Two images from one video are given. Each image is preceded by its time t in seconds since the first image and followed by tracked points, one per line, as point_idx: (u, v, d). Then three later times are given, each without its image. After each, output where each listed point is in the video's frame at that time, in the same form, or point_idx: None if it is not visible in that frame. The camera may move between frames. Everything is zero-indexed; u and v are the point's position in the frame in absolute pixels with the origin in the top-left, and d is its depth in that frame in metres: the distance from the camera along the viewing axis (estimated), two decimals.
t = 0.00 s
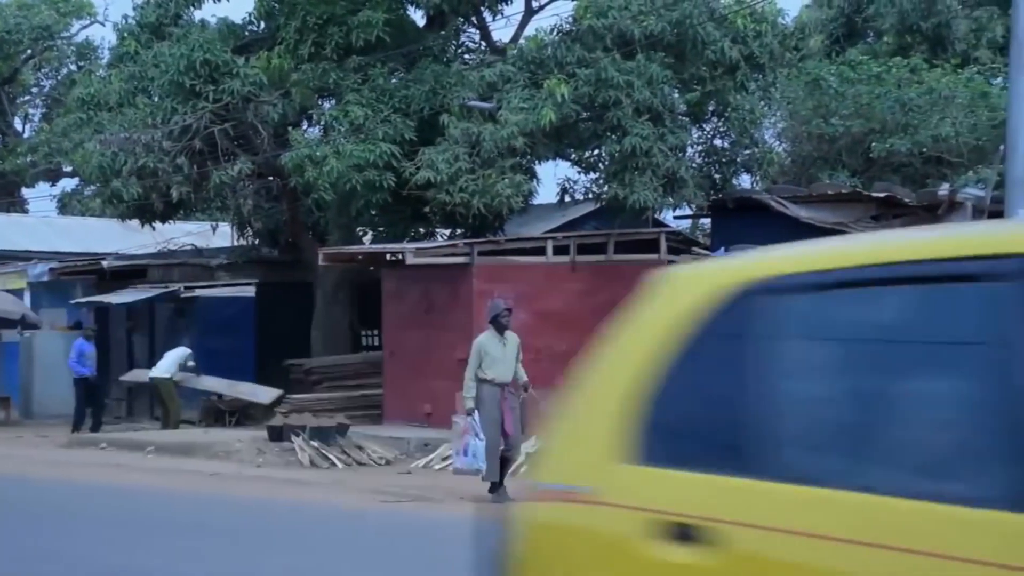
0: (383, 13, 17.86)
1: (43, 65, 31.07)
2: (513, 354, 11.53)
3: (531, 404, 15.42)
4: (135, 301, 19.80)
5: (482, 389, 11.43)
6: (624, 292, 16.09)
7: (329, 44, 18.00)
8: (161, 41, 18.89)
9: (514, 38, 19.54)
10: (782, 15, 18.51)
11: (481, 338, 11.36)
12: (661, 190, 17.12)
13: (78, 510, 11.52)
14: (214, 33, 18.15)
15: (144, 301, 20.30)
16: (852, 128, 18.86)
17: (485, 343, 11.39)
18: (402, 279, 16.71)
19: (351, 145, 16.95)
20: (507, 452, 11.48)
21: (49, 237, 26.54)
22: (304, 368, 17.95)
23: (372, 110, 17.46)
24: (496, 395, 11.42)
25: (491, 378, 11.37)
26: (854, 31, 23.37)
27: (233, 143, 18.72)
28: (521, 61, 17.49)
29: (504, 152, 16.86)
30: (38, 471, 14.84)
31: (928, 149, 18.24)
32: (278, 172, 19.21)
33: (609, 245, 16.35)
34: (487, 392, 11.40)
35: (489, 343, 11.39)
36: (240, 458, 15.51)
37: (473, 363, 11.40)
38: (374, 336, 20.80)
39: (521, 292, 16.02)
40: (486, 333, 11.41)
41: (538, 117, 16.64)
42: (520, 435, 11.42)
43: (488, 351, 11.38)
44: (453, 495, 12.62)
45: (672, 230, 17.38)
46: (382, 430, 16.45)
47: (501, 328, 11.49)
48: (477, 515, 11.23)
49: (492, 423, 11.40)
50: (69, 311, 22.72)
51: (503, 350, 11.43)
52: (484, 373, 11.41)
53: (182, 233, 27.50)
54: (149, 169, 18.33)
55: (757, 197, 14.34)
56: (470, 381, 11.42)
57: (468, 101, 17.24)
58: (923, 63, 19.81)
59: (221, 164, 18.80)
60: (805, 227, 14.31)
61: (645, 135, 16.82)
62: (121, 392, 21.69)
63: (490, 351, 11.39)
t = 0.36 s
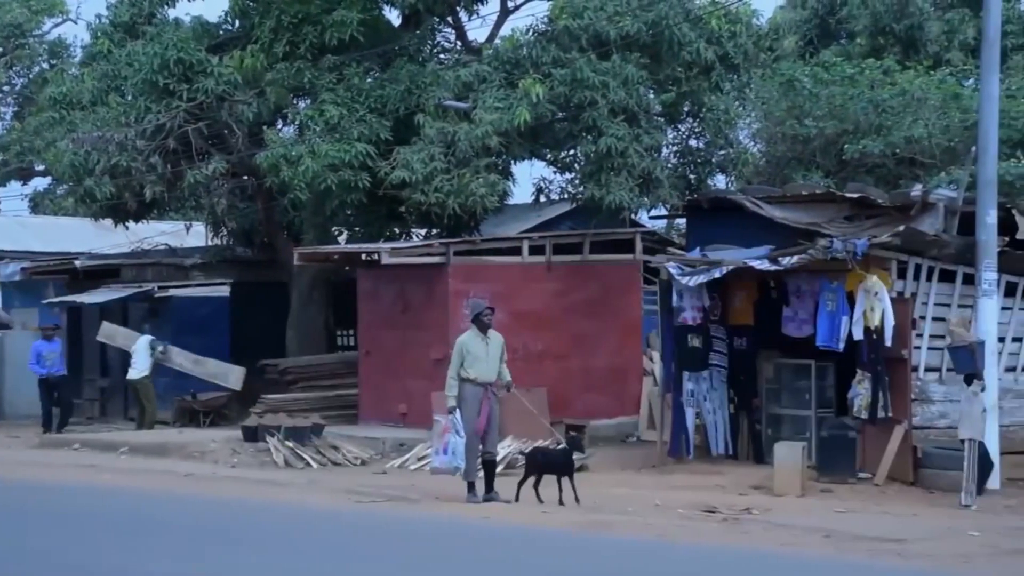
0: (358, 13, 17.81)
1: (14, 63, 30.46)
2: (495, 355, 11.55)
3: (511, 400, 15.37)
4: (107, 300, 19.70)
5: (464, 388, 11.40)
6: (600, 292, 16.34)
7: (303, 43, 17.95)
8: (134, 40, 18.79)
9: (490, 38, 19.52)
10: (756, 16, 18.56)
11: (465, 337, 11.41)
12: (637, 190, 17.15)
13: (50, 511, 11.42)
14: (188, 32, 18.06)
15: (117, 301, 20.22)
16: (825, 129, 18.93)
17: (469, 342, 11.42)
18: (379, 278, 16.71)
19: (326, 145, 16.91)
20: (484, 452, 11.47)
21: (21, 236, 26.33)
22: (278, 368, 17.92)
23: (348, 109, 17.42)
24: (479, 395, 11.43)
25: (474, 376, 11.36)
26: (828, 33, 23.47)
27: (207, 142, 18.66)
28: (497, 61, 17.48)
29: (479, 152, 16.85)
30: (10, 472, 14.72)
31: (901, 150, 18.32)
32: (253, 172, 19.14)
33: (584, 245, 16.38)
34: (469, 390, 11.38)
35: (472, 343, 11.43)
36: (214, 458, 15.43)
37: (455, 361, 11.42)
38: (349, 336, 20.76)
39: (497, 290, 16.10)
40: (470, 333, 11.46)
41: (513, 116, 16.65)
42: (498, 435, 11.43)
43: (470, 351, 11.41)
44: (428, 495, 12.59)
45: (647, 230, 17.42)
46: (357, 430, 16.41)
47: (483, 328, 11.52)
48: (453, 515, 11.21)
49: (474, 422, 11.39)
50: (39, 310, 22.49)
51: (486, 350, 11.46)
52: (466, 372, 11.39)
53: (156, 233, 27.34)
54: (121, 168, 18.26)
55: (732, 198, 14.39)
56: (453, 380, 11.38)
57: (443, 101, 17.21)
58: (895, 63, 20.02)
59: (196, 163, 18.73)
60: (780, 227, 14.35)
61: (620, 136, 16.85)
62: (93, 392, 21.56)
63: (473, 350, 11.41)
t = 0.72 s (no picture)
0: (345, 11, 17.74)
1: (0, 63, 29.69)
2: (486, 355, 11.56)
3: (501, 398, 15.40)
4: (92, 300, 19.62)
5: (454, 388, 11.38)
6: (586, 291, 16.30)
7: (290, 42, 17.89)
8: (120, 38, 18.72)
9: (477, 37, 19.49)
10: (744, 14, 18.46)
11: (457, 337, 11.38)
12: (624, 190, 17.16)
13: (36, 511, 11.35)
14: (174, 30, 17.98)
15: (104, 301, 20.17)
16: (812, 129, 18.93)
17: (461, 341, 11.40)
18: (366, 278, 16.68)
19: (313, 144, 16.86)
20: (473, 451, 11.45)
21: (6, 235, 26.17)
22: (266, 368, 17.87)
23: (335, 108, 17.38)
24: (471, 394, 11.40)
25: (465, 376, 11.37)
26: (815, 33, 23.49)
27: (193, 141, 18.63)
28: (484, 60, 17.46)
29: (466, 151, 16.82)
30: None
31: (886, 150, 18.40)
32: (239, 170, 19.10)
33: (571, 244, 16.39)
34: (458, 390, 11.35)
35: (464, 342, 11.41)
36: (201, 457, 15.36)
37: (445, 360, 11.41)
38: (336, 335, 20.72)
39: (485, 289, 16.08)
40: (463, 332, 11.43)
41: (500, 115, 16.63)
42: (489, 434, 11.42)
43: (462, 350, 11.40)
44: (416, 494, 12.57)
45: (635, 230, 17.43)
46: (344, 429, 16.34)
47: (475, 328, 11.51)
48: (441, 515, 11.19)
49: (465, 421, 11.37)
50: (25, 309, 22.32)
51: (477, 350, 11.47)
52: (457, 372, 11.40)
53: (142, 232, 27.21)
54: (107, 167, 18.18)
55: (719, 197, 14.41)
56: (443, 378, 11.35)
57: (430, 100, 17.16)
58: (881, 63, 20.10)
59: (182, 161, 18.68)
60: (767, 226, 14.36)
61: (607, 135, 16.86)
62: (79, 392, 21.46)
63: (464, 349, 11.40)
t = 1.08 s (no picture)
0: (343, 8, 17.73)
1: None
2: (485, 351, 11.54)
3: (498, 395, 15.44)
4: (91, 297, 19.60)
5: (453, 384, 11.39)
6: (586, 289, 16.45)
7: (288, 39, 17.86)
8: (118, 34, 18.70)
9: (476, 33, 19.50)
10: (741, 12, 18.42)
11: (456, 333, 11.37)
12: (622, 186, 17.16)
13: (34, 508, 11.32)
14: (172, 27, 17.96)
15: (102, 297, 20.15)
16: (811, 125, 18.94)
17: (460, 338, 11.40)
18: (365, 276, 16.66)
19: (312, 141, 16.86)
20: (473, 449, 11.48)
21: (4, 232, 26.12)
22: (265, 365, 17.90)
23: (333, 104, 17.37)
24: (469, 391, 11.41)
25: (463, 373, 11.37)
26: (813, 29, 23.49)
27: (191, 138, 18.61)
28: (482, 57, 17.45)
29: (465, 147, 16.81)
30: None
31: (885, 147, 18.43)
32: (237, 167, 19.09)
33: (569, 241, 16.40)
34: (456, 386, 11.36)
35: (463, 338, 11.40)
36: (199, 454, 15.35)
37: (444, 357, 11.41)
38: (335, 332, 20.72)
39: (483, 287, 15.99)
40: (461, 329, 11.42)
41: (498, 112, 16.64)
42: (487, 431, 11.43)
43: (460, 347, 11.39)
44: (415, 491, 12.57)
45: (633, 226, 17.44)
46: (343, 427, 16.35)
47: (473, 324, 11.48)
48: (440, 511, 11.18)
49: (463, 419, 11.39)
50: (23, 305, 22.29)
51: (476, 346, 11.46)
52: (455, 369, 11.40)
53: (140, 229, 27.17)
54: (106, 164, 18.16)
55: (717, 194, 14.41)
56: (443, 375, 11.35)
57: (429, 97, 17.15)
58: (879, 60, 20.11)
59: (181, 158, 18.67)
60: (765, 223, 14.38)
61: (605, 132, 16.85)
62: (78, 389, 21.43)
63: (463, 346, 11.39)
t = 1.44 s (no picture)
0: (342, 6, 17.73)
1: None
2: (484, 347, 11.42)
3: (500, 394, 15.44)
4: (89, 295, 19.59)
5: (451, 383, 11.41)
6: (585, 288, 16.43)
7: (287, 37, 17.82)
8: (116, 32, 18.71)
9: (476, 31, 19.53)
10: (740, 11, 18.43)
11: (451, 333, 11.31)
12: (621, 185, 17.14)
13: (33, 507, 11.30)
14: (170, 25, 17.92)
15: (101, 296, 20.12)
16: (810, 124, 18.92)
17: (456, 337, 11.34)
18: (364, 275, 16.69)
19: (311, 140, 16.85)
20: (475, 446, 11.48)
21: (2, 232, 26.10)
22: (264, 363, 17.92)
23: (333, 103, 17.36)
24: (464, 390, 11.43)
25: (461, 372, 11.37)
26: (812, 28, 23.51)
27: (190, 136, 18.59)
28: (480, 55, 17.46)
29: (464, 146, 16.80)
30: None
31: (883, 146, 18.47)
32: (236, 166, 19.09)
33: (568, 239, 16.42)
34: (453, 385, 11.38)
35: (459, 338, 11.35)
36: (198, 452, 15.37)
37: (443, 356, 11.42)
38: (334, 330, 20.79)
39: (482, 285, 15.99)
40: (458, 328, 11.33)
41: (496, 110, 16.63)
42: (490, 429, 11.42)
43: (457, 346, 11.38)
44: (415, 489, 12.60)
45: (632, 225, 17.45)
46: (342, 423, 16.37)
47: (469, 324, 11.33)
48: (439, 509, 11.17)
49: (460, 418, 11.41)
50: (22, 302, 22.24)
51: (471, 344, 11.38)
52: (453, 368, 11.41)
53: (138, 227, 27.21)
54: (105, 163, 18.13)
55: (715, 192, 14.43)
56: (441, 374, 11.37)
57: (427, 94, 17.14)
58: (878, 59, 20.12)
59: (179, 157, 18.68)
60: (764, 221, 14.39)
61: (605, 130, 16.83)
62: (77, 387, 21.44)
63: (460, 346, 11.38)
